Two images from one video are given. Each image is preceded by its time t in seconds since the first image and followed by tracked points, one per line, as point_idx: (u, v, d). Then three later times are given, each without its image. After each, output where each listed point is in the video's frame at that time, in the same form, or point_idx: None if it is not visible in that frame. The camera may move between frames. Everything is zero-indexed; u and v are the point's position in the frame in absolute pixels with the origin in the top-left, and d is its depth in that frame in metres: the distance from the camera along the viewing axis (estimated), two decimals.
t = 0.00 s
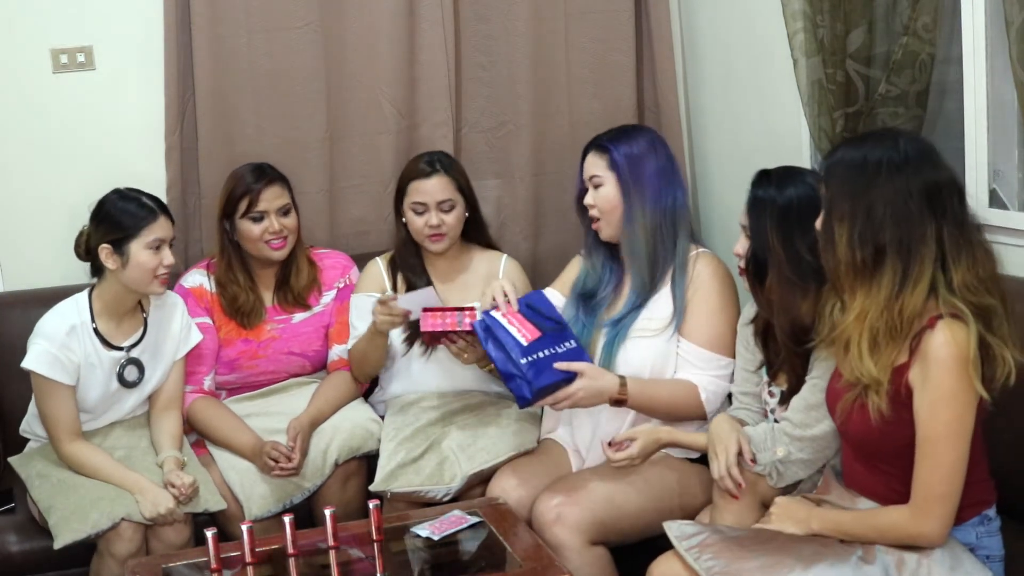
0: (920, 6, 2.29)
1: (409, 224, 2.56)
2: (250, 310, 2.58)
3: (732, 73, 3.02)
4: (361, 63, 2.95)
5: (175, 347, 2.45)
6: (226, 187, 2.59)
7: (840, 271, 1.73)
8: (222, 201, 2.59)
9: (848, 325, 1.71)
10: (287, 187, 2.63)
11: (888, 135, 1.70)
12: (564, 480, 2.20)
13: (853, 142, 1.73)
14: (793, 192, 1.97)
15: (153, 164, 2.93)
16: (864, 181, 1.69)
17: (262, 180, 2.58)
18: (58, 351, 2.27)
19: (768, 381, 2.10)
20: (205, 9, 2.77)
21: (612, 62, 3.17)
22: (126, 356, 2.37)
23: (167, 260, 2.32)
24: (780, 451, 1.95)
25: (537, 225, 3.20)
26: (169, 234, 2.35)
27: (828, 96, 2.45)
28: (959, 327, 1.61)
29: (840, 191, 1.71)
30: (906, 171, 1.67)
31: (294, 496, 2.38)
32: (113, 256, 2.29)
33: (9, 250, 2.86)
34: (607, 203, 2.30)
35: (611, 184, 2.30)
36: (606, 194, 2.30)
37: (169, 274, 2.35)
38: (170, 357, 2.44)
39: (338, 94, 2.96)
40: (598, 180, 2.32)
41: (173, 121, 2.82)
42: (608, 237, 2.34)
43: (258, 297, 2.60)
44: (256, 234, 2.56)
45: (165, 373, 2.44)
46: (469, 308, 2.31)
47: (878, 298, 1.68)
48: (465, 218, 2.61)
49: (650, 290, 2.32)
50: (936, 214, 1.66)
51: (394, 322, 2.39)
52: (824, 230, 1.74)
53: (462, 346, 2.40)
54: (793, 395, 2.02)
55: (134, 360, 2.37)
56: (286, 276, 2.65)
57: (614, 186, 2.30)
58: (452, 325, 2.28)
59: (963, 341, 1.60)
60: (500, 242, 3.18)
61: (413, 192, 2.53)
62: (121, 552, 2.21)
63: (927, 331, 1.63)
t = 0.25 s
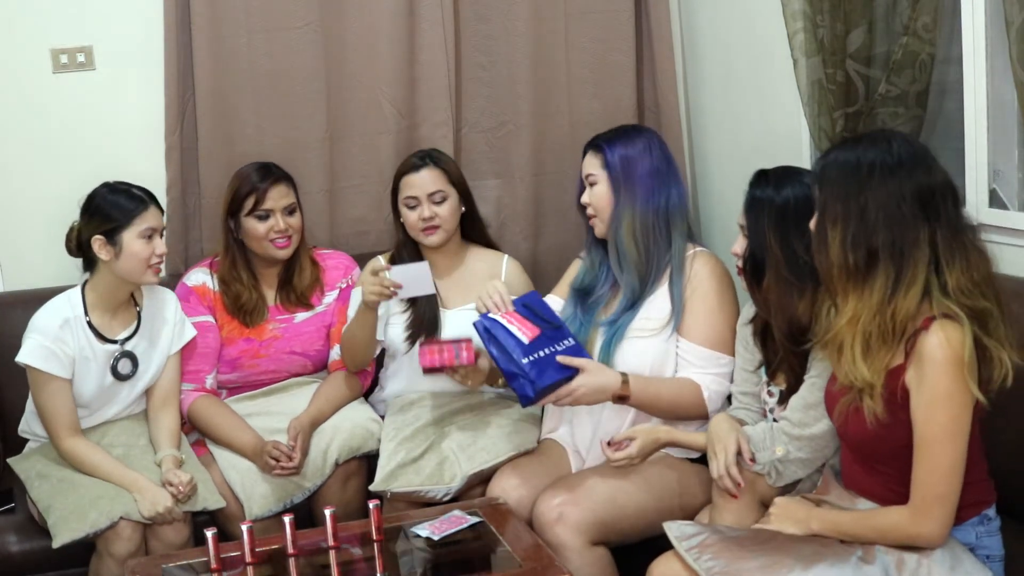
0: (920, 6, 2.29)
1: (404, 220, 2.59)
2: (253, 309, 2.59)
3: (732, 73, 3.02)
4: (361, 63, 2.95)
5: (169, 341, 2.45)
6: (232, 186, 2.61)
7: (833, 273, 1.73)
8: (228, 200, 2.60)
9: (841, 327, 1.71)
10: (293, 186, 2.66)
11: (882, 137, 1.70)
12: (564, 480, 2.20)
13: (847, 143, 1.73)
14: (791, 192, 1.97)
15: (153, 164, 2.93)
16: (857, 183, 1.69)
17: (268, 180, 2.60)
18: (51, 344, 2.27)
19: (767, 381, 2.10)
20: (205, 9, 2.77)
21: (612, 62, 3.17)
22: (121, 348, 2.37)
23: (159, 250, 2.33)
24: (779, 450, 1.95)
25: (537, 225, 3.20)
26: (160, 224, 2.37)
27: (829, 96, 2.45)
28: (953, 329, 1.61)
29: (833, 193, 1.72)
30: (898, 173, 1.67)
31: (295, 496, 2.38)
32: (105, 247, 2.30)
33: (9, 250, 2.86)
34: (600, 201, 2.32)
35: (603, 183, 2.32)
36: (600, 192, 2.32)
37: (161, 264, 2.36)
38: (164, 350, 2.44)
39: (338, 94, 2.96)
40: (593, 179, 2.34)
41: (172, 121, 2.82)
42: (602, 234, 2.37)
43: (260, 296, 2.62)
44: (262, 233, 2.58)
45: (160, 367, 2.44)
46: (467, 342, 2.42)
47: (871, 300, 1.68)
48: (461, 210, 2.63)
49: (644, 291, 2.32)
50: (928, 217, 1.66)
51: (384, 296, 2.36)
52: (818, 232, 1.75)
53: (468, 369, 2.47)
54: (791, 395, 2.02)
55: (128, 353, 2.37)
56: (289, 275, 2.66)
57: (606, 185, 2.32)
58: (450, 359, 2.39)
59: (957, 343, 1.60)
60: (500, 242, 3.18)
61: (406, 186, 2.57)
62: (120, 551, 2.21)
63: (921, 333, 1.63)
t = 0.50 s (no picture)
0: (920, 6, 2.29)
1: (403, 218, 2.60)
2: (255, 307, 2.60)
3: (732, 73, 3.03)
4: (361, 63, 2.95)
5: (164, 336, 2.45)
6: (238, 185, 2.62)
7: (825, 276, 1.73)
8: (234, 198, 2.61)
9: (832, 330, 1.71)
10: (299, 186, 2.67)
11: (876, 140, 1.70)
12: (563, 480, 2.20)
13: (842, 145, 1.73)
14: (789, 193, 1.97)
15: (153, 164, 2.93)
16: (849, 186, 1.69)
17: (275, 179, 2.61)
18: (46, 333, 2.28)
19: (767, 381, 2.10)
20: (205, 9, 2.78)
21: (611, 62, 3.17)
22: (116, 339, 2.37)
23: (154, 239, 2.34)
24: (779, 450, 1.96)
25: (537, 225, 3.20)
26: (154, 213, 2.38)
27: (829, 96, 2.45)
28: (946, 332, 1.60)
29: (825, 196, 1.72)
30: (889, 177, 1.67)
31: (294, 496, 2.38)
32: (100, 235, 2.31)
33: (9, 250, 2.86)
34: (603, 197, 2.32)
35: (607, 179, 2.32)
36: (602, 189, 2.32)
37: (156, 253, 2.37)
38: (161, 344, 2.44)
39: (338, 93, 2.96)
40: (596, 175, 2.34)
41: (172, 121, 2.82)
42: (602, 231, 2.37)
43: (263, 295, 2.63)
44: (267, 231, 2.58)
45: (156, 361, 2.44)
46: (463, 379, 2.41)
47: (862, 304, 1.68)
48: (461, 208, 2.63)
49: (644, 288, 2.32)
50: (919, 221, 1.66)
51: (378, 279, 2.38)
52: (811, 234, 1.75)
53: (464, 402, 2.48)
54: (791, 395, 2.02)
55: (123, 344, 2.38)
56: (292, 275, 2.66)
57: (610, 182, 2.32)
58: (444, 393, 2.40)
59: (950, 346, 1.59)
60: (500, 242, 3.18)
61: (404, 183, 2.58)
62: (120, 551, 2.21)
63: (914, 336, 1.63)
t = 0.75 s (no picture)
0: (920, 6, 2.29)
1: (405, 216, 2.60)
2: (261, 304, 2.61)
3: (732, 73, 3.03)
4: (361, 63, 2.95)
5: (158, 329, 2.48)
6: (247, 184, 2.64)
7: (822, 278, 1.73)
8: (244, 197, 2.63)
9: (829, 332, 1.71)
10: (308, 186, 2.69)
11: (872, 141, 1.70)
12: (563, 480, 2.20)
13: (839, 147, 1.73)
14: (787, 193, 1.97)
15: (153, 163, 2.93)
16: (845, 188, 1.69)
17: (285, 177, 2.63)
18: (43, 322, 2.31)
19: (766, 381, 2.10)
20: (205, 9, 2.78)
21: (611, 63, 3.17)
22: (112, 330, 2.40)
23: (149, 231, 2.39)
24: (779, 449, 1.96)
25: (538, 225, 3.20)
26: (149, 208, 2.42)
27: (829, 96, 2.45)
28: (942, 333, 1.60)
29: (823, 198, 1.72)
30: (885, 180, 1.67)
31: (295, 495, 2.38)
32: (96, 225, 2.35)
33: (9, 250, 2.86)
34: (623, 191, 2.27)
35: (629, 174, 2.28)
36: (623, 183, 2.28)
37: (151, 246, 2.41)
38: (155, 337, 2.47)
39: (338, 93, 2.96)
40: (614, 169, 2.29)
41: (172, 121, 2.82)
42: (617, 228, 2.31)
43: (269, 291, 2.64)
44: (275, 228, 2.60)
45: (151, 354, 2.47)
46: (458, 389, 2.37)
47: (860, 306, 1.68)
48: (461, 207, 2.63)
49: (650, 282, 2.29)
50: (916, 223, 1.66)
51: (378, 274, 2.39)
52: (808, 236, 1.75)
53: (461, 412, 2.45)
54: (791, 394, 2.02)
55: (119, 335, 2.41)
56: (297, 275, 2.67)
57: (632, 176, 2.28)
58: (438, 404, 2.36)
59: (947, 348, 1.59)
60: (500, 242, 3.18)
61: (405, 181, 2.58)
62: (119, 550, 2.21)
63: (910, 338, 1.63)
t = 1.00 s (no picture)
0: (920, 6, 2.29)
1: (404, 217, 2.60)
2: (269, 301, 2.63)
3: (732, 73, 3.03)
4: (361, 63, 2.95)
5: (154, 324, 2.49)
6: (255, 182, 2.65)
7: (823, 279, 1.73)
8: (252, 195, 2.64)
9: (830, 333, 1.71)
10: (315, 185, 2.71)
11: (874, 143, 1.70)
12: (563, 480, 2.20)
13: (840, 147, 1.73)
14: (787, 193, 1.97)
15: (153, 163, 2.93)
16: (847, 189, 1.69)
17: (294, 177, 2.65)
18: (38, 315, 2.33)
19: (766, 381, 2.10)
20: (205, 8, 2.78)
21: (611, 63, 3.17)
22: (108, 324, 2.41)
23: (143, 229, 2.39)
24: (778, 449, 1.96)
25: (538, 225, 3.20)
26: (145, 205, 2.43)
27: (828, 96, 2.45)
28: (943, 334, 1.60)
29: (824, 198, 1.72)
30: (887, 181, 1.67)
31: (295, 495, 2.38)
32: (90, 221, 2.36)
33: (9, 250, 2.86)
34: (630, 190, 2.27)
35: (636, 173, 2.29)
36: (630, 182, 2.28)
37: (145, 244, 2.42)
38: (151, 332, 2.48)
39: (338, 93, 2.96)
40: (621, 169, 2.30)
41: (172, 120, 2.82)
42: (623, 228, 2.30)
43: (277, 288, 2.66)
44: (284, 226, 2.61)
45: (147, 349, 2.48)
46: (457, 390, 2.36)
47: (860, 307, 1.68)
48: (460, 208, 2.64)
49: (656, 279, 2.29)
50: (917, 224, 1.66)
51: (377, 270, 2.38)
52: (809, 237, 1.75)
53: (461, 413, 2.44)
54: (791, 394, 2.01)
55: (115, 330, 2.42)
56: (303, 274, 2.69)
57: (639, 175, 2.29)
58: (438, 404, 2.35)
59: (947, 349, 1.59)
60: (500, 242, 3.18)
61: (404, 181, 2.58)
62: (119, 549, 2.20)
63: (910, 339, 1.63)
